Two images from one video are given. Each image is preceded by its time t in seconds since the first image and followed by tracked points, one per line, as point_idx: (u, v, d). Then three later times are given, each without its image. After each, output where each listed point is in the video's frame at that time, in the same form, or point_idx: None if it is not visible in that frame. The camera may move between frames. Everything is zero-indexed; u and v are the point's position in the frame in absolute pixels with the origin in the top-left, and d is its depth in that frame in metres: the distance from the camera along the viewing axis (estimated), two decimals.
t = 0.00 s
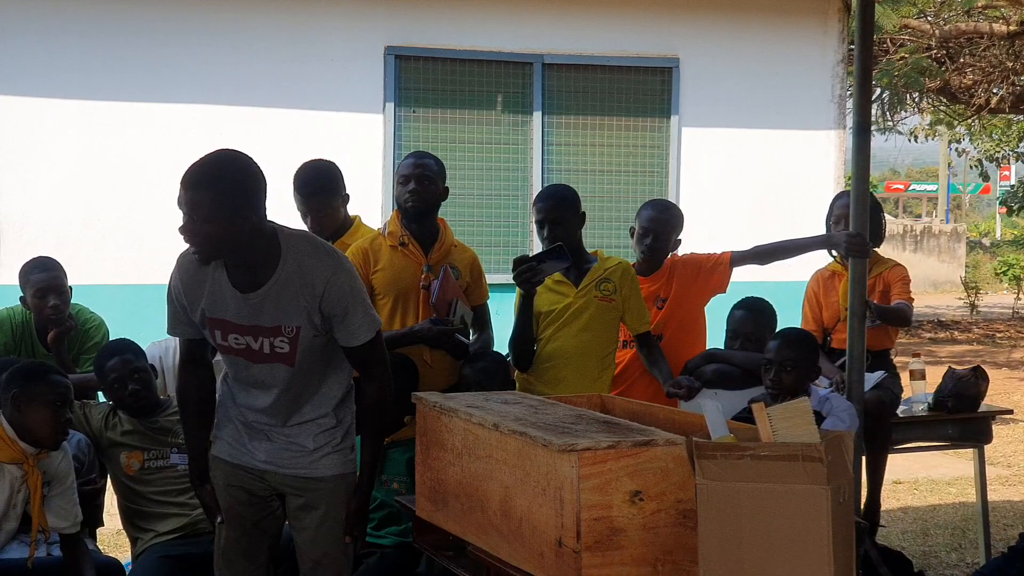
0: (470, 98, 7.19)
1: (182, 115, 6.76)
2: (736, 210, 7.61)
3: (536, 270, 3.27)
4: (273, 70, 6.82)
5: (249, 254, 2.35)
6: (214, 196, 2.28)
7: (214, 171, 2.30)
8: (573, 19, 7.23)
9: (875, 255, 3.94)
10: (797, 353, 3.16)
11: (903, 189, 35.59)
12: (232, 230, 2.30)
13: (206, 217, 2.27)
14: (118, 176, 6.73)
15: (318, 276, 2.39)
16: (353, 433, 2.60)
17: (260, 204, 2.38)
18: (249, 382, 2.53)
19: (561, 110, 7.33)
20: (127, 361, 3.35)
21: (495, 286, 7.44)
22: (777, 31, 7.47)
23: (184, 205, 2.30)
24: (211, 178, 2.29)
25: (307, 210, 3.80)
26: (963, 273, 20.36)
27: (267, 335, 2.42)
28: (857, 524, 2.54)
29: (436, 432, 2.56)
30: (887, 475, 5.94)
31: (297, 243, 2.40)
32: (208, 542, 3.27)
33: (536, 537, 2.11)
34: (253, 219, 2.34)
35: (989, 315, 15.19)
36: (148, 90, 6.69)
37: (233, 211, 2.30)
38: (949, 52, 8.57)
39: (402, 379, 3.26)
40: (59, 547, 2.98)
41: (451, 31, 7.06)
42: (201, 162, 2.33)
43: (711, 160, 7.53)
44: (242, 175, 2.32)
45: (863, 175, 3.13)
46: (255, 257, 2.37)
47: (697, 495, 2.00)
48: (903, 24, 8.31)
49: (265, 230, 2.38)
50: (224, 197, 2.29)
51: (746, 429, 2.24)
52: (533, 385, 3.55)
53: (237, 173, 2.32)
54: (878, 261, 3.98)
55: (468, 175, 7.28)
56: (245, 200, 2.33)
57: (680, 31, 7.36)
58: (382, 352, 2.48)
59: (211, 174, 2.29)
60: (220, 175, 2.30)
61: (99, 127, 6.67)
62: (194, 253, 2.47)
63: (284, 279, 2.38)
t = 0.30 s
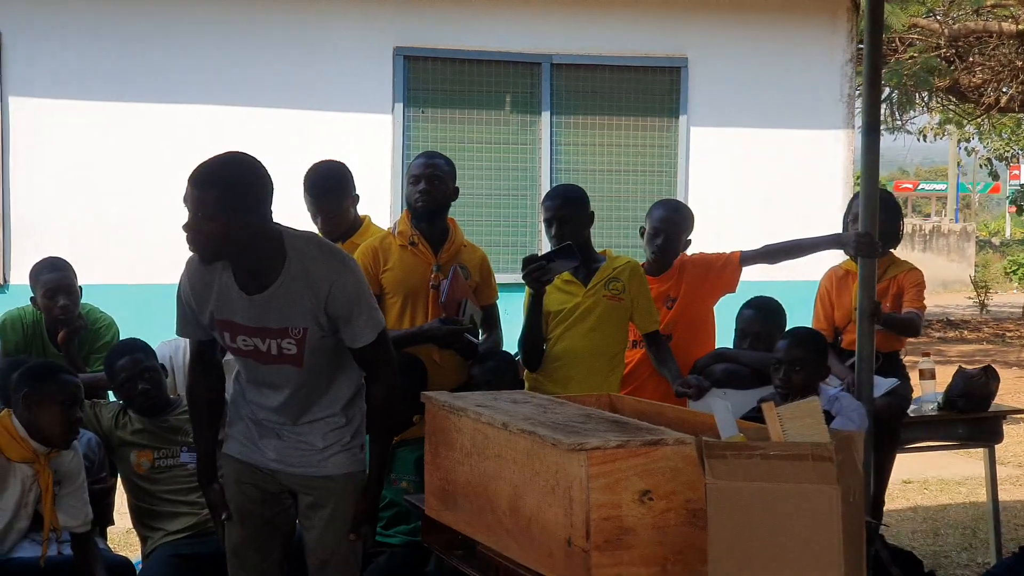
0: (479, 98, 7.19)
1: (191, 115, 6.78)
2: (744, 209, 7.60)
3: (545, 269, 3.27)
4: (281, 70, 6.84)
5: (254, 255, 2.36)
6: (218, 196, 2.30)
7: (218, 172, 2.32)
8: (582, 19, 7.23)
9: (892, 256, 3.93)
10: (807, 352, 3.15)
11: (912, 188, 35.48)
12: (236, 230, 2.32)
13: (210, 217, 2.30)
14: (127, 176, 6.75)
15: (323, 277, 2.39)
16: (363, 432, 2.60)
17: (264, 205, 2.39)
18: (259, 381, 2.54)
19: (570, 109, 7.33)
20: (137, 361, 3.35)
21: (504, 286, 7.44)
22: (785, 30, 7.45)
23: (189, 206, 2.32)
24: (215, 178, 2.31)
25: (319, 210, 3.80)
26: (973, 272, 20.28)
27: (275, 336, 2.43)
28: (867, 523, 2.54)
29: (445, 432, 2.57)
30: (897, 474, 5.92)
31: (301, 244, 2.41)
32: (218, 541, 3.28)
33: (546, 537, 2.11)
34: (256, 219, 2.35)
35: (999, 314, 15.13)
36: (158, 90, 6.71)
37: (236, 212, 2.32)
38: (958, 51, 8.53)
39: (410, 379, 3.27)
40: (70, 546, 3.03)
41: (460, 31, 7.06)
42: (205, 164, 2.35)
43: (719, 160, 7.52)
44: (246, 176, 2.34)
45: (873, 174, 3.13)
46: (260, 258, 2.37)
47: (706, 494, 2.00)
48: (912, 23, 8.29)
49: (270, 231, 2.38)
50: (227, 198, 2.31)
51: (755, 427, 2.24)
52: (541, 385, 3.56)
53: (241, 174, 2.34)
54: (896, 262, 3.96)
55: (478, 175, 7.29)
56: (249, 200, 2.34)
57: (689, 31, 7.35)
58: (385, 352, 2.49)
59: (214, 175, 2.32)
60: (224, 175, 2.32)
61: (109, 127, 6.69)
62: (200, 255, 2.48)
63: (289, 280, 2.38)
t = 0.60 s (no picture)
0: (486, 97, 7.19)
1: (198, 114, 6.79)
2: (750, 208, 7.59)
3: (551, 268, 3.27)
4: (287, 69, 6.85)
5: (259, 255, 2.35)
6: (223, 195, 2.29)
7: (223, 170, 2.31)
8: (588, 18, 7.23)
9: (908, 259, 3.91)
10: (813, 351, 3.15)
11: (919, 187, 35.40)
12: (241, 230, 2.30)
13: (215, 215, 2.28)
14: (134, 174, 6.76)
15: (327, 278, 2.39)
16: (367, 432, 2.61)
17: (270, 204, 2.38)
18: (263, 380, 2.55)
19: (576, 108, 7.33)
20: (143, 359, 3.36)
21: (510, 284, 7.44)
22: (792, 29, 7.44)
23: (194, 203, 2.31)
24: (220, 176, 2.30)
25: (325, 209, 3.81)
26: (980, 272, 20.22)
27: (278, 336, 2.44)
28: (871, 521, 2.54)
29: (450, 430, 2.58)
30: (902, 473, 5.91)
31: (306, 244, 2.40)
32: (223, 538, 3.29)
33: (550, 536, 2.11)
34: (262, 218, 2.34)
35: (1005, 314, 15.09)
36: (164, 89, 6.73)
37: (242, 212, 2.30)
38: (966, 50, 8.51)
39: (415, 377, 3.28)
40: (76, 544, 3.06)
41: (466, 29, 7.06)
42: (211, 161, 2.33)
43: (725, 159, 7.52)
44: (251, 175, 2.33)
45: (879, 173, 3.12)
46: (264, 258, 2.37)
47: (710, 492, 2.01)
48: (919, 22, 8.27)
49: (275, 231, 2.38)
50: (233, 197, 2.29)
51: (760, 426, 2.24)
52: (546, 383, 3.56)
53: (246, 173, 2.32)
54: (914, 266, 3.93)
55: (484, 173, 7.29)
56: (255, 200, 2.33)
57: (695, 29, 7.35)
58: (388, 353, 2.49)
59: (219, 173, 2.30)
60: (230, 173, 2.31)
61: (115, 126, 6.71)
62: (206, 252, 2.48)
63: (294, 281, 2.38)
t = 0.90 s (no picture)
0: (486, 93, 7.19)
1: (198, 110, 6.79)
2: (750, 206, 7.59)
3: (553, 264, 3.27)
4: (287, 65, 6.84)
5: (257, 248, 2.36)
6: (222, 187, 2.31)
7: (223, 163, 2.33)
8: (588, 15, 7.22)
9: (919, 258, 3.91)
10: (812, 349, 3.15)
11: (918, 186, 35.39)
12: (241, 222, 2.32)
13: (216, 209, 2.31)
14: (133, 170, 6.76)
15: (325, 273, 2.38)
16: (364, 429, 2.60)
17: (269, 199, 2.40)
18: (260, 375, 2.55)
19: (577, 105, 7.33)
20: (143, 354, 3.37)
21: (509, 280, 7.44)
22: (793, 27, 7.44)
23: (194, 196, 2.33)
24: (220, 169, 2.32)
25: (324, 204, 3.81)
26: (979, 270, 20.22)
27: (275, 331, 2.43)
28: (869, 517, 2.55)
29: (448, 425, 2.59)
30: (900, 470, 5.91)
31: (304, 239, 2.40)
32: (222, 533, 3.29)
33: (549, 531, 2.12)
34: (260, 211, 2.36)
35: (1005, 312, 15.08)
36: (163, 85, 6.72)
37: (241, 205, 2.32)
38: (966, 48, 8.50)
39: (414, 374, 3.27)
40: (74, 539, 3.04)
41: (466, 26, 7.06)
42: (210, 155, 2.35)
43: (725, 156, 7.51)
44: (252, 169, 2.35)
45: (878, 172, 3.12)
46: (263, 252, 2.37)
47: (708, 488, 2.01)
48: (920, 20, 8.26)
49: (274, 225, 2.39)
50: (232, 190, 2.31)
51: (759, 421, 2.25)
52: (545, 378, 3.56)
53: (247, 167, 2.35)
54: (923, 265, 3.93)
55: (484, 170, 7.29)
56: (254, 193, 2.35)
57: (695, 27, 7.34)
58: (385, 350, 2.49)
59: (220, 165, 2.33)
60: (228, 168, 2.32)
61: (114, 122, 6.71)
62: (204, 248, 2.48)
63: (291, 275, 2.38)
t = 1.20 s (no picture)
0: (487, 88, 7.19)
1: (199, 103, 6.78)
2: (752, 203, 7.58)
3: (553, 259, 3.27)
4: (289, 59, 6.84)
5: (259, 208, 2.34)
6: (235, 138, 2.32)
7: (237, 118, 2.34)
8: (590, 10, 7.21)
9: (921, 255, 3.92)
10: (811, 345, 3.15)
11: (920, 184, 35.37)
12: (248, 175, 2.32)
13: (224, 159, 2.32)
14: (135, 163, 6.76)
15: (323, 242, 2.36)
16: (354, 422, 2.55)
17: (279, 163, 2.40)
18: (251, 357, 2.49)
19: (578, 100, 7.32)
20: (143, 347, 3.37)
21: (510, 275, 7.44)
22: (796, 23, 7.42)
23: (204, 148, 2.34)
24: (234, 123, 2.33)
25: (325, 198, 3.81)
26: (980, 268, 20.22)
27: (268, 299, 2.39)
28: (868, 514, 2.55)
29: (448, 419, 2.59)
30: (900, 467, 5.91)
31: (308, 207, 2.39)
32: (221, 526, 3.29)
33: (548, 525, 2.12)
34: (267, 172, 2.35)
35: (1005, 310, 15.09)
36: (165, 78, 6.72)
37: (249, 160, 2.32)
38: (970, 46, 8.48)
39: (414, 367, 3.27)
40: (73, 531, 3.06)
41: (469, 21, 7.05)
42: (226, 111, 2.38)
43: (727, 152, 7.51)
44: (265, 127, 2.35)
45: (880, 169, 3.12)
46: (265, 213, 2.36)
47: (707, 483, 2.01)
48: (923, 17, 8.26)
49: (279, 190, 2.38)
50: (242, 144, 2.32)
51: (759, 417, 2.25)
52: (544, 373, 3.56)
53: (261, 125, 2.35)
54: (924, 262, 3.94)
55: (485, 165, 7.28)
56: (265, 151, 2.35)
57: (698, 23, 7.33)
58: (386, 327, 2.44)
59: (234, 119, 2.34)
60: (241, 122, 2.34)
61: (116, 114, 6.70)
62: (211, 212, 2.48)
63: (290, 240, 2.35)
